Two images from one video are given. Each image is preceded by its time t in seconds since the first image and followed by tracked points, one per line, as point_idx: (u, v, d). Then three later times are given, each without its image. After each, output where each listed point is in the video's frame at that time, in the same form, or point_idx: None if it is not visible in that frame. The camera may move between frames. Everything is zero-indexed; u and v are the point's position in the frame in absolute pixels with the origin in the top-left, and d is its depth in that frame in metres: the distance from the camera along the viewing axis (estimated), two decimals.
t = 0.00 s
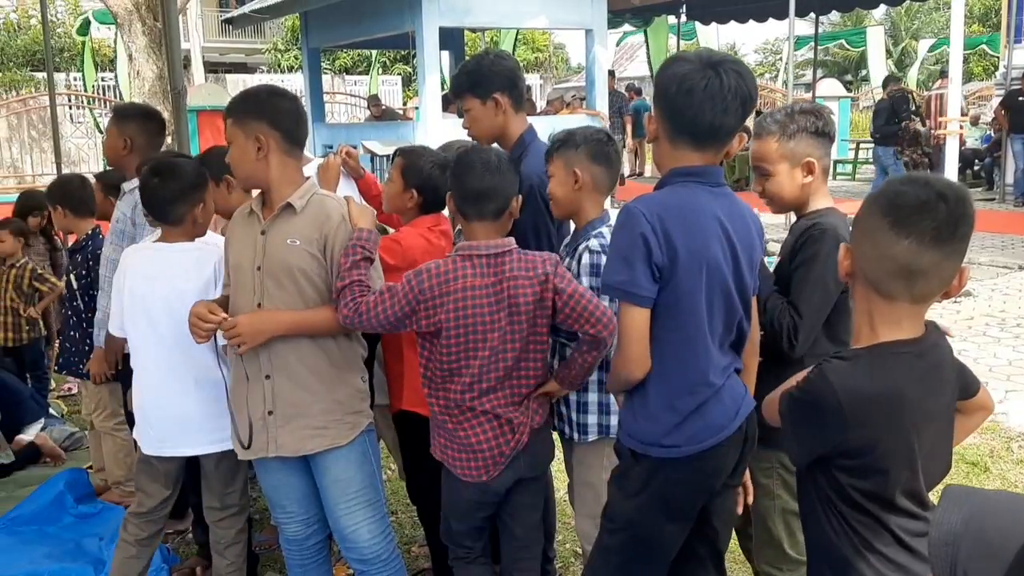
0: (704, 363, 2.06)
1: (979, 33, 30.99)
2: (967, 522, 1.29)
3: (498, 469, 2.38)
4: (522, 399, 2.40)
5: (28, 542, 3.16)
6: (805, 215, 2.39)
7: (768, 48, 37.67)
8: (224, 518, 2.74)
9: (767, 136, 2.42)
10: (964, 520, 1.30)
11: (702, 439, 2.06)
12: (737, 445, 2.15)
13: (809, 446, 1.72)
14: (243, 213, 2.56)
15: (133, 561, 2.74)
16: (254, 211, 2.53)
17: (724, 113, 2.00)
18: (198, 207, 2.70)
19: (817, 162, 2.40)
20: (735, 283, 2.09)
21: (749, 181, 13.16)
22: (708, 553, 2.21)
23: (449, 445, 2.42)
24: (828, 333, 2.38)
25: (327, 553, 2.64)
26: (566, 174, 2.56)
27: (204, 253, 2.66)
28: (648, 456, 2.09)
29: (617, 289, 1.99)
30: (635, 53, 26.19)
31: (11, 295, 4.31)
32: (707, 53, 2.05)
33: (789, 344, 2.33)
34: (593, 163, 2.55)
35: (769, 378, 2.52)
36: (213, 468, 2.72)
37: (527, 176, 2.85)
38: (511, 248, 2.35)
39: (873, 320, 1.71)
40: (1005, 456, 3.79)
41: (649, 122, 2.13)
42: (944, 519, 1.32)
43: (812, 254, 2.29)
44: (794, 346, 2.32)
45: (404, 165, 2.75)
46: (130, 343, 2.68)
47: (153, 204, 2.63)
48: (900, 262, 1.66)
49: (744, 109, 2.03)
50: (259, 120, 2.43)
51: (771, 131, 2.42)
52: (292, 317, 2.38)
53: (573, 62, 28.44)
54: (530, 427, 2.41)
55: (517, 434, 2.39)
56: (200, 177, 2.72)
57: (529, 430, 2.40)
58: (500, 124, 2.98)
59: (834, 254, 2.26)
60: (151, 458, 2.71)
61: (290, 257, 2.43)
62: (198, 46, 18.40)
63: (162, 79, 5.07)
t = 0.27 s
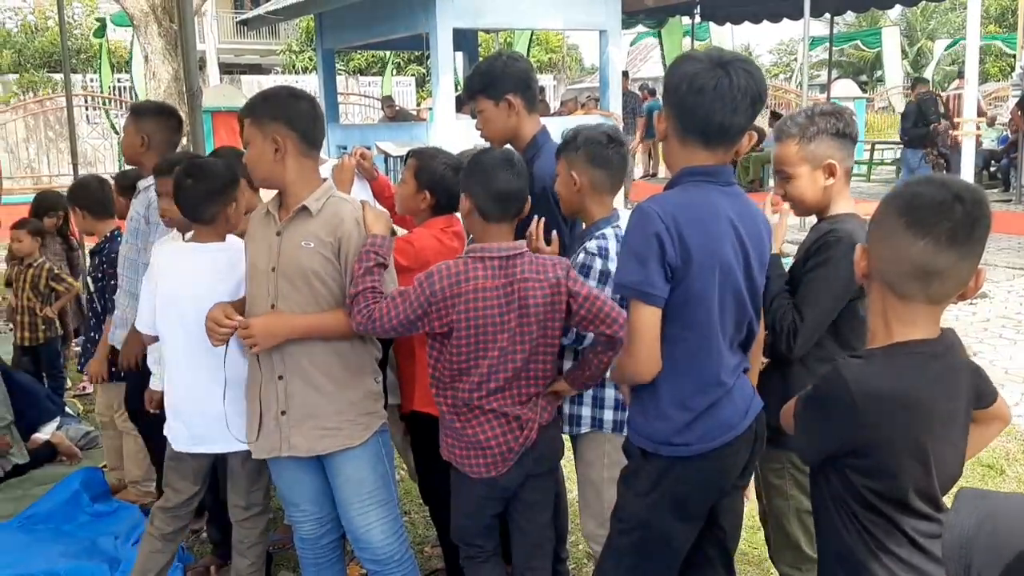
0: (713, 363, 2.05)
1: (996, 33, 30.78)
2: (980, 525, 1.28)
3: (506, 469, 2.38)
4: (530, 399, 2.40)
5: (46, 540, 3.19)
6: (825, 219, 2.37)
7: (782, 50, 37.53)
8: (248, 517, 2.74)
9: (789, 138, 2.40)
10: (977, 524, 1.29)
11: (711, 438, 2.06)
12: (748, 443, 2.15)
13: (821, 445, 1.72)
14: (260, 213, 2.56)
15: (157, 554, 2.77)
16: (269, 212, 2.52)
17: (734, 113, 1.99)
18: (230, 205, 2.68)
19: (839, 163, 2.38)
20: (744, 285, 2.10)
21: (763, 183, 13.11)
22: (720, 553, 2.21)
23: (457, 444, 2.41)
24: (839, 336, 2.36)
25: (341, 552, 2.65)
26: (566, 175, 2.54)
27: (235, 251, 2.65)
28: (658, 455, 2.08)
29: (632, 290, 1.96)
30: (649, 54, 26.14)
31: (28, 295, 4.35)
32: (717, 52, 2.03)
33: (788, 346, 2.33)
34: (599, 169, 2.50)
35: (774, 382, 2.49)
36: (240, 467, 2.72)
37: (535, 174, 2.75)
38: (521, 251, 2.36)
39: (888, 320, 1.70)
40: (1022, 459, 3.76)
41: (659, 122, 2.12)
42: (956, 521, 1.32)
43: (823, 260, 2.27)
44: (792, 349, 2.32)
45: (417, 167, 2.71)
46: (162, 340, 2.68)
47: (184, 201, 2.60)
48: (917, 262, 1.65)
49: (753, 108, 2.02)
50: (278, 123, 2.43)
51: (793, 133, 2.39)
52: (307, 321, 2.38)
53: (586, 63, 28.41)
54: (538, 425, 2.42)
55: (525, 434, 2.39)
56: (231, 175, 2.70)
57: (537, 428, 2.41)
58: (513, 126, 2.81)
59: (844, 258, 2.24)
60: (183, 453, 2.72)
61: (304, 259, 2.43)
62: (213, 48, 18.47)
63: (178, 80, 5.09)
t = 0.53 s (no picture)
0: (724, 364, 2.05)
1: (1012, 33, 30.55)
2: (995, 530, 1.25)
3: (515, 468, 2.38)
4: (539, 399, 2.40)
5: (60, 538, 3.21)
6: (837, 220, 2.36)
7: (796, 50, 37.34)
8: (264, 516, 2.75)
9: (800, 140, 2.39)
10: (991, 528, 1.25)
11: (719, 437, 2.06)
12: (759, 443, 2.14)
13: (834, 445, 1.71)
14: (274, 214, 2.56)
15: (174, 551, 2.79)
16: (284, 213, 2.53)
17: (741, 111, 1.97)
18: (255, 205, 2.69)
19: (852, 165, 2.36)
20: (755, 286, 2.09)
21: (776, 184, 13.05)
22: (731, 553, 2.20)
23: (466, 443, 2.41)
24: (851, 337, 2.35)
25: (354, 551, 2.66)
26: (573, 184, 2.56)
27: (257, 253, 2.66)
28: (666, 453, 2.08)
29: (645, 290, 1.95)
30: (662, 55, 26.07)
31: (42, 295, 4.37)
32: (725, 51, 2.02)
33: (794, 344, 2.31)
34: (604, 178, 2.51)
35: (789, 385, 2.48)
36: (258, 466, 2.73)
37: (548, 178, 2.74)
38: (532, 252, 2.37)
39: (903, 321, 1.69)
40: None
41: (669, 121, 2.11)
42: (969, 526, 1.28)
43: (829, 260, 2.27)
44: (798, 347, 2.31)
45: (431, 167, 2.70)
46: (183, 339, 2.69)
47: (207, 201, 2.60)
48: (931, 264, 1.64)
49: (762, 107, 2.00)
50: (291, 125, 2.43)
51: (805, 135, 2.38)
52: (321, 322, 2.39)
53: (598, 63, 28.36)
54: (552, 422, 2.42)
55: (535, 433, 2.39)
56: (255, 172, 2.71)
57: (551, 425, 2.41)
58: (525, 126, 2.76)
59: (851, 263, 2.24)
60: (202, 451, 2.74)
61: (317, 261, 2.44)
62: (226, 48, 18.53)
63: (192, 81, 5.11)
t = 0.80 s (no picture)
0: (739, 364, 2.04)
1: None
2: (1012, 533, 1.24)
3: (526, 469, 2.38)
4: (552, 401, 2.40)
5: (76, 536, 3.24)
6: (861, 228, 2.36)
7: (811, 52, 37.14)
8: (281, 516, 2.77)
9: (824, 153, 2.38)
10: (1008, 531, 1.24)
11: (737, 437, 2.05)
12: (776, 446, 2.14)
13: (852, 449, 1.71)
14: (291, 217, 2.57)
15: (190, 549, 2.81)
16: (300, 215, 2.54)
17: (756, 111, 1.96)
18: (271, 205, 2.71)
19: (877, 175, 2.37)
20: (773, 287, 2.07)
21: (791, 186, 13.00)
22: (746, 556, 2.19)
23: (479, 443, 2.42)
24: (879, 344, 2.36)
25: (370, 552, 2.66)
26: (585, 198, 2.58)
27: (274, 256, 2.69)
28: (681, 452, 2.09)
29: (655, 292, 1.96)
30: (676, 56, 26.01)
31: (58, 296, 4.39)
32: (739, 52, 2.00)
33: (824, 351, 2.35)
34: (619, 182, 2.52)
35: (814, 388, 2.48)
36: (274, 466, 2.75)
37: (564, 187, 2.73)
38: (543, 253, 2.37)
39: (920, 322, 1.68)
40: None
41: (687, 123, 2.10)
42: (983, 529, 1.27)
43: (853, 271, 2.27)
44: (828, 353, 2.34)
45: (445, 169, 2.70)
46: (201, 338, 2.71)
47: (228, 199, 2.63)
48: (948, 265, 1.63)
49: (777, 107, 1.97)
50: (306, 127, 2.43)
51: (829, 147, 2.38)
52: (336, 324, 2.39)
53: (612, 65, 28.33)
54: (564, 424, 2.41)
55: (546, 434, 2.38)
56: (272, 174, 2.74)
57: (564, 427, 2.41)
58: (540, 129, 2.75)
59: (876, 273, 2.25)
60: (219, 451, 2.74)
61: (333, 262, 2.44)
62: (241, 50, 18.62)
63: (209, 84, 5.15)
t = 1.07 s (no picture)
0: (752, 364, 2.02)
1: None
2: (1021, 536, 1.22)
3: (534, 469, 2.37)
4: (563, 402, 2.39)
5: (90, 535, 3.25)
6: (881, 224, 2.37)
7: (823, 52, 37.11)
8: (292, 516, 2.77)
9: (845, 151, 2.38)
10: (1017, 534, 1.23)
11: (747, 435, 2.03)
12: (789, 448, 2.13)
13: (867, 449, 1.70)
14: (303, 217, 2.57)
15: (203, 548, 2.82)
16: (313, 216, 2.53)
17: (767, 112, 1.93)
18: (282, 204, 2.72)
19: (897, 172, 2.37)
20: (785, 287, 2.05)
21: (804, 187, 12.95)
22: (759, 557, 2.18)
23: (488, 442, 2.43)
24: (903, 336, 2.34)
25: (380, 552, 2.66)
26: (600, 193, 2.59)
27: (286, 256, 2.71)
28: (688, 448, 2.08)
29: (665, 291, 1.97)
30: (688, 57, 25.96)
31: (71, 296, 4.42)
32: (750, 51, 1.97)
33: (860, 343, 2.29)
34: (634, 183, 2.52)
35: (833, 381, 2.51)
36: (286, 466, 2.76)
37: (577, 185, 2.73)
38: (553, 254, 2.36)
39: (937, 323, 1.67)
40: None
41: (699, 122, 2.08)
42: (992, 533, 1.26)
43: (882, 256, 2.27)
44: (864, 343, 2.28)
45: (460, 170, 2.70)
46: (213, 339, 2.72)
47: (239, 202, 2.64)
48: (964, 265, 1.62)
49: (789, 107, 1.94)
50: (319, 129, 2.42)
51: (849, 146, 2.37)
52: (348, 325, 2.38)
53: (625, 66, 28.31)
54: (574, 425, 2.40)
55: (554, 435, 2.37)
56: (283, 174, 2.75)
57: (573, 428, 2.40)
58: (553, 130, 2.75)
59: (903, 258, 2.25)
60: (229, 450, 2.75)
61: (344, 264, 2.43)
62: (254, 52, 18.70)
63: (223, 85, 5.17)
